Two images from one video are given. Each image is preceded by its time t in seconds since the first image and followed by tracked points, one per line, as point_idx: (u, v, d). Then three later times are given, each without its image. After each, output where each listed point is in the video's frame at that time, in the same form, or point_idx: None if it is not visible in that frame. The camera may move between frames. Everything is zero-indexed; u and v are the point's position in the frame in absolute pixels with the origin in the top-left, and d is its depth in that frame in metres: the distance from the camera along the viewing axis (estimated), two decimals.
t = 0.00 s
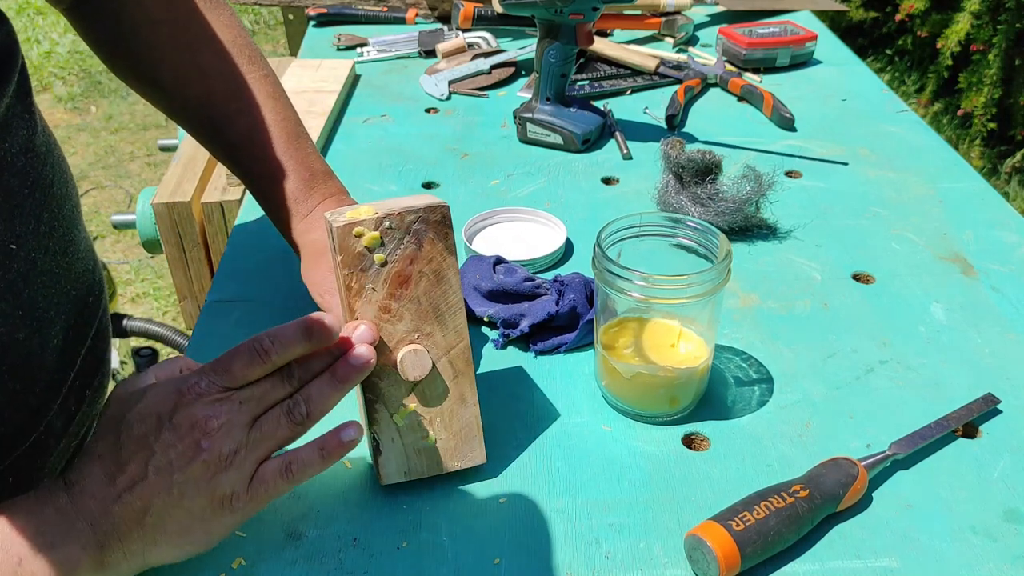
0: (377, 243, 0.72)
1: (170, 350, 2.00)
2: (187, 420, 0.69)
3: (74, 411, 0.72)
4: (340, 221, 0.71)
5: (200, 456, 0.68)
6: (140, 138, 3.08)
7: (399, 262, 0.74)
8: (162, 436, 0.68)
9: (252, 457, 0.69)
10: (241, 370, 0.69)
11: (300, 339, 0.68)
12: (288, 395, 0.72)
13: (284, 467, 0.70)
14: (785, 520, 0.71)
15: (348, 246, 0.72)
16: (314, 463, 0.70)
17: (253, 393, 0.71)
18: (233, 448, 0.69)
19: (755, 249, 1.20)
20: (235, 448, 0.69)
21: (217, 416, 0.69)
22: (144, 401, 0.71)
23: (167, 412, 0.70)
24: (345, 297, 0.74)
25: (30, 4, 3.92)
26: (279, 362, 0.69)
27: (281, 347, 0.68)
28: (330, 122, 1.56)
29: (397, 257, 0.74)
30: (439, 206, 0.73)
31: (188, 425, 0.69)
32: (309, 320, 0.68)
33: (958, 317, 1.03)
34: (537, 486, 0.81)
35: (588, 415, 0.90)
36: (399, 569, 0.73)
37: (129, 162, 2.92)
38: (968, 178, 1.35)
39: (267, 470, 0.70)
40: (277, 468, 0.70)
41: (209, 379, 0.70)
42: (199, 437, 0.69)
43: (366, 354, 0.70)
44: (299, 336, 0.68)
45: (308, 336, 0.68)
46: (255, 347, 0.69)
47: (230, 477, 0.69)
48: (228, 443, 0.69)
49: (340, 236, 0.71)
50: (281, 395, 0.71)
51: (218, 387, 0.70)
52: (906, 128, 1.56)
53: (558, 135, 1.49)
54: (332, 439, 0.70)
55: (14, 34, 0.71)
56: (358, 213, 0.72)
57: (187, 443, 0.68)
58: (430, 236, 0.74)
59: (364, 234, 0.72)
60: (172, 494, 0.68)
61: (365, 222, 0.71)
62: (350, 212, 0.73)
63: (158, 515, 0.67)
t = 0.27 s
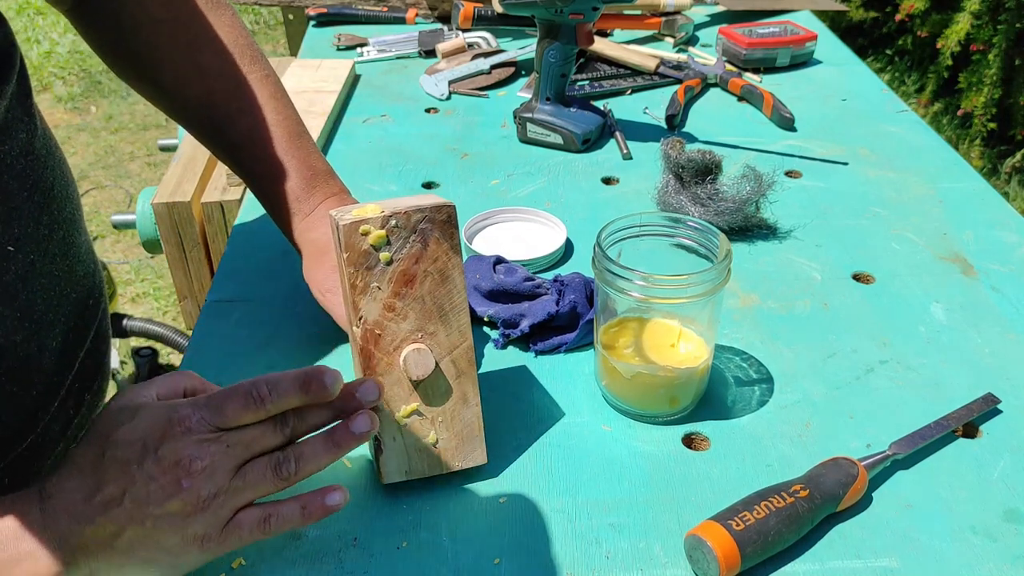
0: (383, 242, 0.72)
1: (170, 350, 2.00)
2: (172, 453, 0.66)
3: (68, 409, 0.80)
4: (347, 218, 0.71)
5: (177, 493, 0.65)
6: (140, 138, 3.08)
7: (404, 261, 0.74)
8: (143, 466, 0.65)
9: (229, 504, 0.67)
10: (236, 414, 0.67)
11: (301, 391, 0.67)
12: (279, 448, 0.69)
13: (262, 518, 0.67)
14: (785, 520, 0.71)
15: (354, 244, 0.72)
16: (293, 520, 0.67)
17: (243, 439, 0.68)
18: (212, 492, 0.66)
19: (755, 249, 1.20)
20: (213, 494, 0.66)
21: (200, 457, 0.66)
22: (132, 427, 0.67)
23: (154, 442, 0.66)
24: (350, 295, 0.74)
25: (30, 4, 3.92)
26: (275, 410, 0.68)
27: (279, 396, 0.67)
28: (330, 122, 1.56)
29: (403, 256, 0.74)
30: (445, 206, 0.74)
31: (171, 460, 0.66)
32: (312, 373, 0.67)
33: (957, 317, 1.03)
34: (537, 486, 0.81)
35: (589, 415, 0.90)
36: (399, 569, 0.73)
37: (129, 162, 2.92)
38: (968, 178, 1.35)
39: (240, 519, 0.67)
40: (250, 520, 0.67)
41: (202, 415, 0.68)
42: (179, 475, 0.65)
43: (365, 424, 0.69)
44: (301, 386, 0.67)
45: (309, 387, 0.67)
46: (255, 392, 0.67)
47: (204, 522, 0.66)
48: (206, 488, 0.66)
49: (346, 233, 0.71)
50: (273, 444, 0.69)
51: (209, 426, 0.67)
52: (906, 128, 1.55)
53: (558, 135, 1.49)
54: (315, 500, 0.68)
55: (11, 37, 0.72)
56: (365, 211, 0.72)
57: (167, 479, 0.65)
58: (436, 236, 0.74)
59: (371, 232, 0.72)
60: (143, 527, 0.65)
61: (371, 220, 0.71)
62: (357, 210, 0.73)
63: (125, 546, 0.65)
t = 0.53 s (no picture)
0: (374, 243, 0.73)
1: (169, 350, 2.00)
2: (184, 394, 0.68)
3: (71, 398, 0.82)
4: (336, 221, 0.72)
5: (192, 433, 0.68)
6: (140, 138, 3.08)
7: (396, 262, 0.74)
8: (158, 408, 0.68)
9: (241, 439, 0.69)
10: (240, 354, 0.67)
11: (299, 330, 0.65)
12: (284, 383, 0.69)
13: (273, 451, 0.70)
14: (785, 519, 0.71)
15: (345, 247, 0.72)
16: (301, 452, 0.70)
17: (249, 377, 0.68)
18: (224, 428, 0.68)
19: (755, 249, 1.20)
20: (226, 428, 0.68)
21: (211, 396, 0.68)
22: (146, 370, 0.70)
23: (167, 383, 0.69)
24: (344, 298, 0.74)
25: (30, 4, 3.92)
26: (276, 350, 0.67)
27: (279, 336, 0.66)
28: (330, 122, 1.56)
29: (394, 257, 0.74)
30: (435, 206, 0.74)
31: (184, 401, 0.68)
32: (311, 312, 0.65)
33: (957, 317, 1.03)
34: (537, 486, 0.81)
35: (588, 415, 0.89)
36: (399, 569, 0.73)
37: (129, 162, 2.92)
38: (968, 178, 1.35)
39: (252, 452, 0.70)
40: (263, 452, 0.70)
41: (208, 357, 0.68)
42: (192, 415, 0.68)
43: (366, 354, 0.69)
44: (298, 326, 0.65)
45: (307, 328, 0.65)
46: (255, 334, 0.66)
47: (217, 456, 0.69)
48: (218, 426, 0.68)
49: (336, 236, 0.72)
50: (277, 382, 0.69)
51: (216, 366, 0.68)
52: (906, 128, 1.55)
53: (558, 135, 1.49)
54: (321, 429, 0.70)
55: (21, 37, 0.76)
56: (354, 214, 0.72)
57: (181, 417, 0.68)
58: (427, 236, 0.74)
59: (361, 234, 0.72)
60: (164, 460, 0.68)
61: (361, 223, 0.72)
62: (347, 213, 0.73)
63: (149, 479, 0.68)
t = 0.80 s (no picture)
0: (382, 242, 0.72)
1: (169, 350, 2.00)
2: (172, 407, 0.71)
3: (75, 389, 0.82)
4: (346, 218, 0.71)
5: (172, 444, 0.69)
6: (140, 138, 3.08)
7: (404, 261, 0.74)
8: (145, 415, 0.71)
9: (218, 456, 0.70)
10: (231, 370, 0.71)
11: (292, 351, 0.69)
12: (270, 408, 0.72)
13: (248, 474, 0.70)
14: (785, 519, 0.71)
15: (353, 244, 0.72)
16: (278, 478, 0.70)
17: (236, 394, 0.71)
18: (202, 442, 0.70)
19: (755, 249, 1.20)
20: (207, 442, 0.70)
21: (197, 409, 0.71)
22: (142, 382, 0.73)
23: (158, 394, 0.72)
24: (349, 295, 0.74)
25: (30, 4, 3.92)
26: (267, 370, 0.71)
27: (273, 354, 0.70)
28: (330, 122, 1.56)
29: (402, 255, 0.74)
30: (444, 205, 0.73)
31: (170, 413, 0.70)
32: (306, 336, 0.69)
33: (957, 317, 1.03)
34: (537, 485, 0.81)
35: (589, 415, 0.89)
36: (399, 569, 0.73)
37: (129, 162, 2.91)
38: (968, 178, 1.35)
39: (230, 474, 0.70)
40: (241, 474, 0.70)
41: (202, 370, 0.73)
42: (174, 426, 0.70)
43: (354, 387, 0.70)
44: (291, 347, 0.69)
45: (299, 348, 0.69)
46: (249, 351, 0.71)
47: (193, 471, 0.69)
48: (201, 441, 0.70)
49: (346, 233, 0.71)
50: (264, 403, 0.72)
51: (207, 381, 0.72)
52: (906, 128, 1.55)
53: (558, 135, 1.49)
54: (301, 458, 0.70)
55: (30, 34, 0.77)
56: (364, 211, 0.72)
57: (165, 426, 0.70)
58: (435, 235, 0.74)
59: (370, 232, 0.72)
60: (140, 472, 0.69)
61: (370, 220, 0.71)
62: (356, 210, 0.73)
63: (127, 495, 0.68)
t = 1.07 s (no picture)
0: (382, 241, 0.72)
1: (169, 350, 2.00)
2: (184, 372, 0.67)
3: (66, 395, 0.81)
4: (345, 218, 0.71)
5: (192, 410, 0.67)
6: (140, 138, 3.07)
7: (403, 261, 0.74)
8: (162, 382, 0.67)
9: (242, 416, 0.68)
10: (241, 326, 0.67)
11: (298, 301, 0.66)
12: (287, 360, 0.69)
13: (276, 429, 0.70)
14: (785, 519, 0.71)
15: (353, 244, 0.72)
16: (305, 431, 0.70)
17: (250, 350, 0.68)
18: (225, 405, 0.68)
19: (755, 249, 1.20)
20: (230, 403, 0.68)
21: (212, 370, 0.67)
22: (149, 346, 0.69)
23: (170, 358, 0.68)
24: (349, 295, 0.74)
25: (30, 4, 3.92)
26: (277, 321, 0.67)
27: (282, 305, 0.66)
28: (330, 122, 1.56)
29: (402, 255, 0.74)
30: (444, 205, 0.73)
31: (185, 377, 0.67)
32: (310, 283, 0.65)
33: (957, 317, 1.03)
34: (537, 485, 0.81)
35: (588, 415, 0.89)
36: (399, 569, 0.73)
37: (129, 162, 2.91)
38: (968, 178, 1.35)
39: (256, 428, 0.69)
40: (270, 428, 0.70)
41: (209, 331, 0.68)
42: (192, 392, 0.67)
43: (367, 331, 0.69)
44: (298, 297, 0.65)
45: (308, 301, 0.66)
46: (255, 304, 0.66)
47: (222, 433, 0.68)
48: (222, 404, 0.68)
49: (345, 233, 0.71)
50: (280, 355, 0.69)
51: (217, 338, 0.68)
52: (906, 128, 1.55)
53: (558, 135, 1.49)
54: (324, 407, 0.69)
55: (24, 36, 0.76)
56: (363, 211, 0.72)
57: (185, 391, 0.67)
58: (434, 235, 0.74)
59: (369, 232, 0.72)
60: (167, 439, 0.67)
61: (370, 220, 0.71)
62: (357, 210, 0.73)
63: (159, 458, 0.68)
